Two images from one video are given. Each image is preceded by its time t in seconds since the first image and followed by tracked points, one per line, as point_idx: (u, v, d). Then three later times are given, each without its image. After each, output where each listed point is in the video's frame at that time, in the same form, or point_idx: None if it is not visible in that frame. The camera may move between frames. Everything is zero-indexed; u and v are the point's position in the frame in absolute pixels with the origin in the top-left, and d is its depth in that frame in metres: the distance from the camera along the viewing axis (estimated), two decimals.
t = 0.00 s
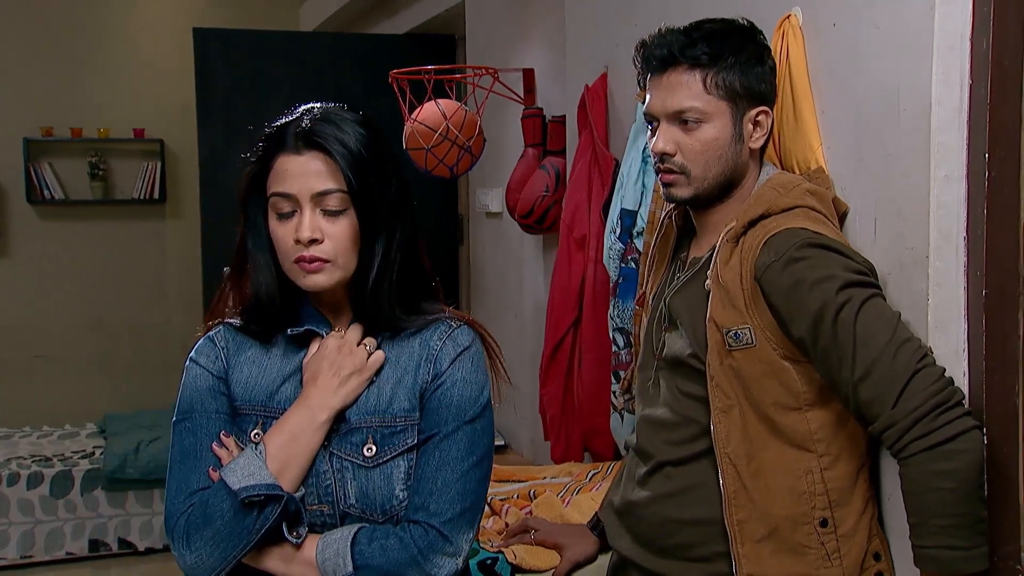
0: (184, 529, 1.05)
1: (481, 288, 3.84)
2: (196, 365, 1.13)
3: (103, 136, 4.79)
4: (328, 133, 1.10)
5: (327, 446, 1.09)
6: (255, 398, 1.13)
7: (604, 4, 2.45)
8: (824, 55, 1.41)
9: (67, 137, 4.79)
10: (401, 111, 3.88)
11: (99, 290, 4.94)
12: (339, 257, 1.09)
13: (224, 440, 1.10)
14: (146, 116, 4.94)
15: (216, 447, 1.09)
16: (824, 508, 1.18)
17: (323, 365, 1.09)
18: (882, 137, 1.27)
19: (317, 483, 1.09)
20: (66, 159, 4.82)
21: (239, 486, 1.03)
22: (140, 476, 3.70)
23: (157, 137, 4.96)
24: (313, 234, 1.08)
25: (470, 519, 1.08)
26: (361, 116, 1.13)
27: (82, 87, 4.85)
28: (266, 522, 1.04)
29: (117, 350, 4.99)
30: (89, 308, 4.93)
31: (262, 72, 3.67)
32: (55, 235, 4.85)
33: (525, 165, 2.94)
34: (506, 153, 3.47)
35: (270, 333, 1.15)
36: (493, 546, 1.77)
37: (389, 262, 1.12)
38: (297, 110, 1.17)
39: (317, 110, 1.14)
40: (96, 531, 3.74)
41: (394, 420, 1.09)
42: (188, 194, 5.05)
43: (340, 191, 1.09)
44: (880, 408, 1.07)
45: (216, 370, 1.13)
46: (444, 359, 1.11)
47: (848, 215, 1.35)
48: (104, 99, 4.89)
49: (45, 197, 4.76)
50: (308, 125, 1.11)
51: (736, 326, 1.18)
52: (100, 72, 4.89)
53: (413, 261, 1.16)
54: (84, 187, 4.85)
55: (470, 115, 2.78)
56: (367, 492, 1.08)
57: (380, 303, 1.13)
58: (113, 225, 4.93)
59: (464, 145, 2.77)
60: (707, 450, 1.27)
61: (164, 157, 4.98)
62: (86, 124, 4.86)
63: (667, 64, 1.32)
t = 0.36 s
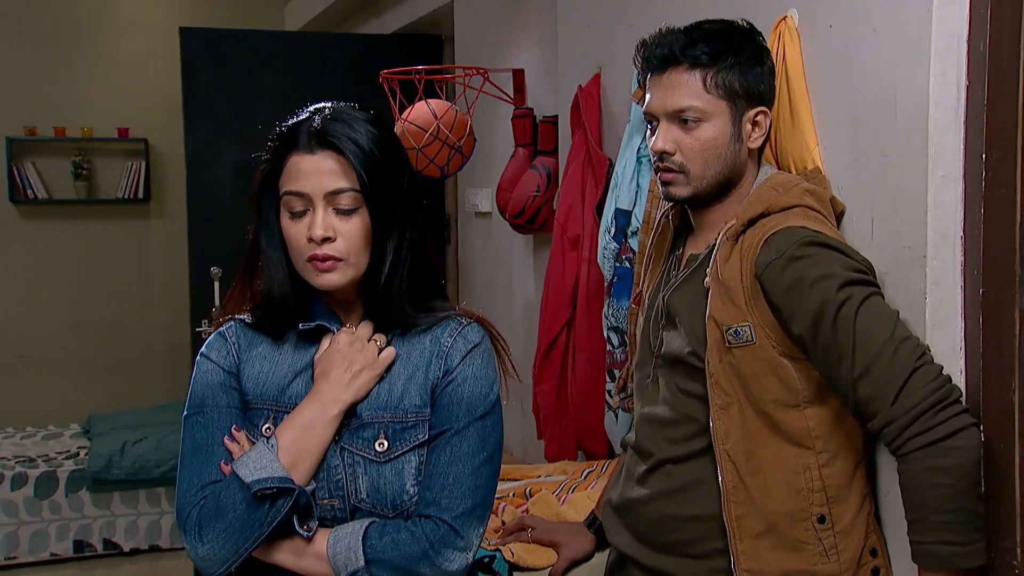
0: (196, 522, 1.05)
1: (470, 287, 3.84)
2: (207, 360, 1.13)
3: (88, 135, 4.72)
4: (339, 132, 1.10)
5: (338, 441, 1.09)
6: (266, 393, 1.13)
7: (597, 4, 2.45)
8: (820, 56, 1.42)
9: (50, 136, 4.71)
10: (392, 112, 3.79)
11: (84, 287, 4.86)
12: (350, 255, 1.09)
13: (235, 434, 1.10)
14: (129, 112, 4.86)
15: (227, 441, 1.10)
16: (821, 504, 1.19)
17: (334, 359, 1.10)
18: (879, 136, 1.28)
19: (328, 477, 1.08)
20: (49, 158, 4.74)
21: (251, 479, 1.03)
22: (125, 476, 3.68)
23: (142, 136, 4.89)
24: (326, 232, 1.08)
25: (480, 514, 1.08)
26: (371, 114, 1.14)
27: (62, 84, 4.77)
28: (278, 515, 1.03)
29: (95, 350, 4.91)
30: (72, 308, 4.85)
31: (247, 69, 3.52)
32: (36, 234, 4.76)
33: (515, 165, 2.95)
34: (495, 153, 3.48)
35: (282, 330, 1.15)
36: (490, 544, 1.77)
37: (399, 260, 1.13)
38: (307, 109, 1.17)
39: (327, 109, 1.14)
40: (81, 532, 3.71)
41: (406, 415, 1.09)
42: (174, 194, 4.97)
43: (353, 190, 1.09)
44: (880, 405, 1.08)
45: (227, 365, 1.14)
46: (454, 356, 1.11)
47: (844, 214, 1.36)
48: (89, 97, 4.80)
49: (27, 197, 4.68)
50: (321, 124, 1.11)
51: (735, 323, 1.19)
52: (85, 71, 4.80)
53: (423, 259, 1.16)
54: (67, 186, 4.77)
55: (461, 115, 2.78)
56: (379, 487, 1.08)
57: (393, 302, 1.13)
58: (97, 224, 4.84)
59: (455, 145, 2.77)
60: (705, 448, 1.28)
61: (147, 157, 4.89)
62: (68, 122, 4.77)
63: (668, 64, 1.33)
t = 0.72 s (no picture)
0: (202, 519, 1.05)
1: (457, 287, 3.84)
2: (211, 358, 1.13)
3: (72, 135, 4.66)
4: (342, 132, 1.10)
5: (342, 438, 1.09)
6: (270, 391, 1.13)
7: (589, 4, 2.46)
8: (814, 57, 1.43)
9: (33, 135, 4.64)
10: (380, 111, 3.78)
11: (69, 287, 4.81)
12: (354, 255, 1.09)
13: (241, 432, 1.10)
14: (114, 111, 4.82)
15: (233, 438, 1.10)
16: (816, 502, 1.20)
17: (337, 357, 1.10)
18: (874, 138, 1.29)
19: (331, 475, 1.09)
20: (32, 158, 4.66)
21: (256, 476, 1.03)
22: (110, 477, 3.66)
23: (125, 135, 4.84)
24: (330, 232, 1.08)
25: (483, 512, 1.09)
26: (373, 115, 1.14)
27: (46, 83, 4.72)
28: (283, 511, 1.04)
29: (76, 349, 4.85)
30: (56, 309, 4.80)
31: (236, 66, 3.45)
32: (19, 235, 4.70)
33: (505, 165, 2.95)
34: (484, 152, 3.48)
35: (286, 328, 1.15)
36: (484, 544, 1.77)
37: (402, 259, 1.13)
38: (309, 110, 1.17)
39: (330, 110, 1.15)
40: (66, 533, 3.69)
41: (409, 414, 1.09)
42: (159, 194, 4.93)
43: (357, 191, 1.10)
44: (877, 404, 1.09)
45: (231, 363, 1.14)
46: (458, 354, 1.11)
47: (839, 214, 1.37)
48: (73, 96, 4.76)
49: (10, 196, 4.60)
50: (323, 124, 1.11)
51: (733, 322, 1.20)
52: (68, 69, 4.75)
53: (425, 257, 1.16)
54: (51, 186, 4.70)
55: (451, 115, 2.78)
56: (382, 485, 1.09)
57: (395, 302, 1.14)
58: (82, 224, 4.80)
59: (445, 145, 2.77)
60: (701, 446, 1.29)
61: (132, 157, 4.85)
62: (52, 121, 4.72)
63: (665, 64, 1.34)
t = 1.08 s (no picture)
0: (204, 516, 1.05)
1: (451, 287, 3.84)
2: (213, 356, 1.13)
3: (60, 134, 4.64)
4: (347, 133, 1.11)
5: (346, 437, 1.09)
6: (272, 389, 1.13)
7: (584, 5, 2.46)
8: (812, 57, 1.44)
9: (22, 135, 4.62)
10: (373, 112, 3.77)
11: (60, 288, 4.79)
12: (360, 257, 1.10)
13: (241, 430, 1.10)
14: (103, 111, 4.80)
15: (234, 436, 1.10)
16: (815, 500, 1.21)
17: (340, 355, 1.10)
18: (871, 139, 1.30)
19: (335, 473, 1.09)
20: (20, 157, 4.64)
21: (258, 475, 1.03)
22: (101, 479, 3.65)
23: (115, 135, 4.82)
24: (335, 234, 1.09)
25: (487, 510, 1.09)
26: (377, 117, 1.15)
27: (35, 83, 4.69)
28: (285, 509, 1.04)
29: (67, 350, 4.83)
30: (46, 309, 4.78)
31: (227, 67, 3.44)
32: (8, 235, 4.67)
33: (500, 165, 2.95)
34: (477, 152, 3.48)
35: (290, 327, 1.15)
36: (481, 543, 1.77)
37: (407, 259, 1.14)
38: (313, 112, 1.18)
39: (334, 112, 1.15)
40: (55, 535, 3.67)
41: (413, 413, 1.09)
42: (149, 195, 4.91)
43: (362, 193, 1.10)
44: (876, 403, 1.09)
45: (234, 361, 1.14)
46: (462, 353, 1.12)
47: (838, 215, 1.37)
48: (62, 96, 4.74)
49: None
50: (328, 126, 1.12)
51: (732, 322, 1.21)
52: (57, 69, 4.72)
53: (430, 257, 1.17)
54: (39, 186, 4.68)
55: (445, 115, 2.78)
56: (386, 484, 1.09)
57: (399, 302, 1.14)
58: (73, 225, 4.77)
59: (439, 145, 2.77)
60: (701, 445, 1.30)
61: (122, 156, 4.83)
62: (41, 121, 4.70)
63: (667, 61, 1.34)
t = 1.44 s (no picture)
0: (205, 509, 1.04)
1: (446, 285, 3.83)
2: (215, 350, 1.13)
3: (48, 133, 4.62)
4: (350, 130, 1.10)
5: (349, 433, 1.09)
6: (274, 384, 1.12)
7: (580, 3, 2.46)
8: (810, 56, 1.44)
9: (9, 133, 4.60)
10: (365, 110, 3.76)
11: (49, 287, 4.76)
12: (364, 253, 1.10)
13: (242, 425, 1.09)
14: (91, 110, 4.78)
15: (235, 430, 1.09)
16: (816, 498, 1.21)
17: (344, 349, 1.09)
18: (871, 137, 1.30)
19: (337, 469, 1.08)
20: (7, 156, 4.62)
21: (259, 467, 1.03)
22: (89, 480, 3.64)
23: (104, 134, 4.79)
24: (340, 230, 1.08)
25: (491, 507, 1.09)
26: (379, 114, 1.14)
27: (23, 81, 4.67)
28: (286, 502, 1.03)
29: (58, 349, 4.80)
30: (36, 309, 4.75)
31: (216, 65, 3.43)
32: None
33: (495, 164, 2.95)
34: (471, 150, 3.47)
35: (292, 323, 1.15)
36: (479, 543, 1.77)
37: (411, 255, 1.13)
38: (314, 111, 1.17)
39: (336, 110, 1.15)
40: (44, 536, 3.65)
41: (417, 408, 1.09)
42: (138, 195, 4.88)
43: (365, 190, 1.10)
44: (877, 401, 1.09)
45: (235, 356, 1.13)
46: (466, 349, 1.11)
47: (838, 213, 1.37)
48: (51, 94, 4.71)
49: None
50: (331, 123, 1.11)
51: (733, 319, 1.21)
52: (45, 67, 4.70)
53: (433, 253, 1.16)
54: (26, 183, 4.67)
55: (439, 114, 2.77)
56: (390, 480, 1.08)
57: (402, 300, 1.13)
58: (62, 224, 4.75)
59: (433, 144, 2.76)
60: (702, 443, 1.29)
61: (111, 155, 4.80)
62: (29, 120, 4.68)
63: (674, 56, 1.34)
